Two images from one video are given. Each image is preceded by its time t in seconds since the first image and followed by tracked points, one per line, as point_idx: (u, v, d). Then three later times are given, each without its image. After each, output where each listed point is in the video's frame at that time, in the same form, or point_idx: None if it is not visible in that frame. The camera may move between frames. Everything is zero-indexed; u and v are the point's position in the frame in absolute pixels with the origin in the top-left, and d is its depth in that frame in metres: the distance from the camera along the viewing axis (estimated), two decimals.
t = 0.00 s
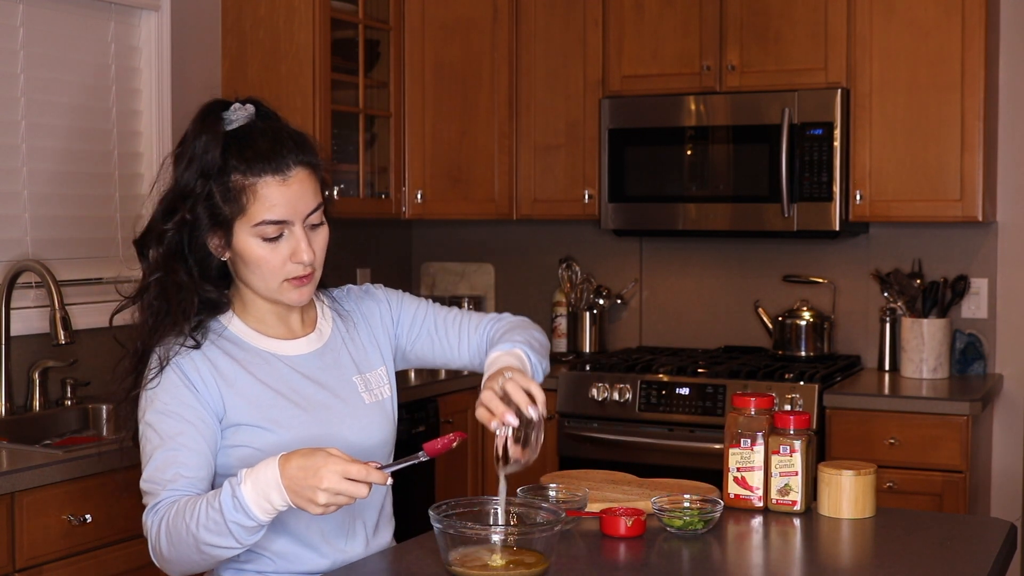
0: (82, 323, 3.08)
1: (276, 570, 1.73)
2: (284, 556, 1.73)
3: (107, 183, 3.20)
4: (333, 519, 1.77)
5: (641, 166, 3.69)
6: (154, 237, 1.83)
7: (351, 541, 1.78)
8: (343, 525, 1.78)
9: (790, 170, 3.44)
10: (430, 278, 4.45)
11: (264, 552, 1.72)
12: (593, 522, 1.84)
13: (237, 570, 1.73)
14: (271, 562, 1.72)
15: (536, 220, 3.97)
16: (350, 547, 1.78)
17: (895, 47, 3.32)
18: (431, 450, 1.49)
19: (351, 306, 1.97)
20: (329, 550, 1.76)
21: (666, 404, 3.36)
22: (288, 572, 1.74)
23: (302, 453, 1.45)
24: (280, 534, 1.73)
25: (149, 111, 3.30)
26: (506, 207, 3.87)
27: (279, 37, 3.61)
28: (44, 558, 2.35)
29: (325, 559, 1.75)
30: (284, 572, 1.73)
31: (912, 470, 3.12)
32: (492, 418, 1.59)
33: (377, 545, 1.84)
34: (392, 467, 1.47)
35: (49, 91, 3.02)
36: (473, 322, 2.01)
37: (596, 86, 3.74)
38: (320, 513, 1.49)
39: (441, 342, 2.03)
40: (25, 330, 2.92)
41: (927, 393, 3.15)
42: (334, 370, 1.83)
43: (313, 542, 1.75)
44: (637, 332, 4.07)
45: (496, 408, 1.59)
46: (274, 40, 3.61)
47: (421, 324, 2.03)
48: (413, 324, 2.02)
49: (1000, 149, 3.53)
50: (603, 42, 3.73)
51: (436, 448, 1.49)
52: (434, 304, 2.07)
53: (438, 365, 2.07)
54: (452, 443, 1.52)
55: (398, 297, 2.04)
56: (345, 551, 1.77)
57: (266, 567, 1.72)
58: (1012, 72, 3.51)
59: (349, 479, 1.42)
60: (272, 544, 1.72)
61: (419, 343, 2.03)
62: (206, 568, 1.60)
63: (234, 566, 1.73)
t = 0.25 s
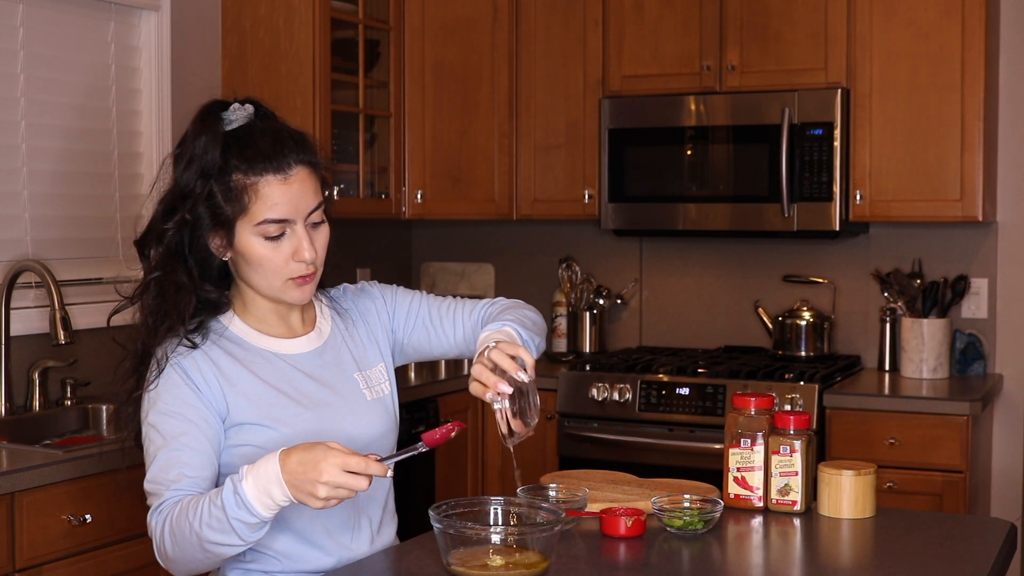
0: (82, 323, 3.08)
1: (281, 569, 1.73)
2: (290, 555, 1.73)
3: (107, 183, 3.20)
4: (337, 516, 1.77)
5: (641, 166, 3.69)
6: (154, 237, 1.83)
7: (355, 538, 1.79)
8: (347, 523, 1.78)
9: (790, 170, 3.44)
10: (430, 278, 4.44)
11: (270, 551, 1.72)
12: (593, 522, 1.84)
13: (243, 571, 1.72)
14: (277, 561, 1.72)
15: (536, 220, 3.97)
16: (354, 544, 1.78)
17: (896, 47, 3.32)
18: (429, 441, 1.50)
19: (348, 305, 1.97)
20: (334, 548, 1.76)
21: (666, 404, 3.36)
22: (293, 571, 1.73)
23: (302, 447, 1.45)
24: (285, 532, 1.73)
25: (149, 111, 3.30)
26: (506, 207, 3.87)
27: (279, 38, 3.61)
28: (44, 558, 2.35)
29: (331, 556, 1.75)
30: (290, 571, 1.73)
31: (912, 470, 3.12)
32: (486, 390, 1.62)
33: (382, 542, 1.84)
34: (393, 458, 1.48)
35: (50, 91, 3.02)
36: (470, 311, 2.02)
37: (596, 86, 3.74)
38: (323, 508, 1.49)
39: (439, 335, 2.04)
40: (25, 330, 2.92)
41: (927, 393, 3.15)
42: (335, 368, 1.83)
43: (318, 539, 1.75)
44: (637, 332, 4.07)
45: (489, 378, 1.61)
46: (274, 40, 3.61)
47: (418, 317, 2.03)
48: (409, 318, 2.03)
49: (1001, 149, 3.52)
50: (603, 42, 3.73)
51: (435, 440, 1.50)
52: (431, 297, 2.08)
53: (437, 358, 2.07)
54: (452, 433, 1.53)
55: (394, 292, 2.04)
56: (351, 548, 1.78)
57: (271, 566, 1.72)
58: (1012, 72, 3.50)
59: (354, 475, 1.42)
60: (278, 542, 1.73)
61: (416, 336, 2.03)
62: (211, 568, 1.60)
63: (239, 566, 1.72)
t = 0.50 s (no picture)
0: (82, 323, 3.08)
1: (286, 566, 1.73)
2: (295, 552, 1.73)
3: (107, 183, 3.20)
4: (341, 514, 1.77)
5: (641, 166, 3.69)
6: (171, 239, 1.78)
7: (360, 535, 1.79)
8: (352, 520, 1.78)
9: (790, 170, 3.44)
10: (430, 278, 4.44)
11: (274, 549, 1.72)
12: (593, 522, 1.84)
13: (249, 568, 1.72)
14: (282, 558, 1.72)
15: (536, 220, 3.97)
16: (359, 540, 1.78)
17: (896, 47, 3.32)
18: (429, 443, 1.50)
19: (351, 305, 1.96)
20: (339, 545, 1.76)
21: (666, 404, 3.36)
22: (299, 568, 1.73)
23: (302, 447, 1.45)
24: (290, 529, 1.73)
25: (149, 111, 3.30)
26: (506, 207, 3.87)
27: (279, 38, 3.61)
28: (44, 558, 2.35)
29: (335, 554, 1.75)
30: (294, 569, 1.73)
31: (912, 470, 3.12)
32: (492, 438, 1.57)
33: (387, 539, 1.84)
34: (394, 459, 1.49)
35: (50, 91, 3.02)
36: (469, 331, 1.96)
37: (596, 86, 3.74)
38: (323, 507, 1.49)
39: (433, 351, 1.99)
40: (25, 329, 2.91)
41: (927, 394, 3.15)
42: (338, 367, 1.83)
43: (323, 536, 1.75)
44: (637, 332, 4.07)
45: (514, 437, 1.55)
46: (274, 41, 3.61)
47: (417, 330, 2.00)
48: (410, 329, 2.00)
49: (1001, 148, 3.52)
50: (603, 42, 3.73)
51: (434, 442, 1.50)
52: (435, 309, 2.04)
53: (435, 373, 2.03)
54: (452, 433, 1.52)
55: (399, 300, 2.01)
56: (355, 545, 1.78)
57: (277, 563, 1.72)
58: (1012, 71, 3.50)
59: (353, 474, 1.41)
60: (283, 539, 1.73)
61: (414, 350, 2.00)
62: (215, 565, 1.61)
63: (245, 563, 1.72)
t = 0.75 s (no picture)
0: (82, 323, 3.08)
1: (294, 564, 1.73)
2: (302, 549, 1.73)
3: (107, 183, 3.20)
4: (347, 510, 1.77)
5: (641, 166, 3.69)
6: (209, 236, 1.75)
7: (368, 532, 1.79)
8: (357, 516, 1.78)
9: (790, 170, 3.44)
10: (430, 278, 4.44)
11: (282, 546, 1.72)
12: (593, 522, 1.84)
13: (257, 566, 1.72)
14: (290, 556, 1.73)
15: (536, 219, 3.97)
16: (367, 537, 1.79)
17: (896, 47, 3.32)
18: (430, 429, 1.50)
19: (361, 308, 2.00)
20: (346, 542, 1.76)
21: (666, 404, 3.36)
22: (306, 566, 1.73)
23: (304, 440, 1.46)
24: (297, 527, 1.73)
25: (149, 111, 3.30)
26: (506, 207, 3.87)
27: (279, 38, 3.61)
28: (44, 558, 2.35)
29: (343, 550, 1.76)
30: (302, 566, 1.73)
31: (912, 470, 3.12)
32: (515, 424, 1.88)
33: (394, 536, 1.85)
34: (394, 449, 1.51)
35: (50, 91, 3.03)
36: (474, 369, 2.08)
37: (596, 86, 3.74)
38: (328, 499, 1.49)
39: (433, 375, 2.09)
40: (25, 329, 2.91)
41: (927, 393, 3.15)
42: (347, 367, 1.85)
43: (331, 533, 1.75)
44: (637, 332, 4.07)
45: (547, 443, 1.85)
46: (274, 41, 3.61)
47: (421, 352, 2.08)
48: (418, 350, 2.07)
49: (1001, 149, 3.52)
50: (603, 42, 3.73)
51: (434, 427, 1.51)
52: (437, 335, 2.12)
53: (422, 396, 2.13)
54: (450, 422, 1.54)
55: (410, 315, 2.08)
56: (363, 543, 1.78)
57: (284, 561, 1.73)
58: (1012, 71, 3.51)
59: (349, 462, 1.42)
60: (291, 536, 1.73)
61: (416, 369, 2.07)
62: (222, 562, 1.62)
63: (252, 561, 1.72)
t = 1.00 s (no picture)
0: (82, 323, 3.07)
1: (331, 555, 1.78)
2: (340, 541, 1.79)
3: (106, 183, 3.20)
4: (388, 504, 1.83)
5: (640, 166, 3.69)
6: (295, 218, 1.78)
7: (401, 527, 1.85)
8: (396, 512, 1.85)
9: (790, 170, 3.44)
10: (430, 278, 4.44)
11: (321, 537, 1.78)
12: (593, 521, 1.84)
13: (293, 556, 1.78)
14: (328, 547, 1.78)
15: (536, 219, 3.96)
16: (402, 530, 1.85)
17: (896, 47, 3.32)
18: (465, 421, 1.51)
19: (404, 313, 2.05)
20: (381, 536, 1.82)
21: (666, 404, 3.36)
22: (342, 557, 1.79)
23: (386, 423, 1.51)
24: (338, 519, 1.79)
25: (149, 112, 3.30)
26: (505, 207, 3.87)
27: (279, 38, 3.60)
28: (45, 557, 2.35)
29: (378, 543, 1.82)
30: (339, 558, 1.78)
31: (912, 470, 3.12)
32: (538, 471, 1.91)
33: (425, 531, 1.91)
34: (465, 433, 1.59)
35: (50, 92, 3.03)
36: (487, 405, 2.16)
37: (596, 86, 3.74)
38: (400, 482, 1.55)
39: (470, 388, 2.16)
40: (25, 329, 2.91)
41: (927, 393, 3.15)
42: (400, 365, 1.90)
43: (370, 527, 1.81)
44: (637, 333, 4.07)
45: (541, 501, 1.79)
46: (274, 41, 3.61)
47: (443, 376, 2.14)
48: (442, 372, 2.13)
49: (1001, 149, 3.53)
50: (603, 42, 3.73)
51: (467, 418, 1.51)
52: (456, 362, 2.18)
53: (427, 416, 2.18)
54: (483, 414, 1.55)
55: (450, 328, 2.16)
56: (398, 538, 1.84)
57: (322, 552, 1.78)
58: (1012, 72, 3.51)
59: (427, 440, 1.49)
60: (330, 528, 1.78)
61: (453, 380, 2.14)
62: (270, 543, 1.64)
63: (291, 552, 1.78)
